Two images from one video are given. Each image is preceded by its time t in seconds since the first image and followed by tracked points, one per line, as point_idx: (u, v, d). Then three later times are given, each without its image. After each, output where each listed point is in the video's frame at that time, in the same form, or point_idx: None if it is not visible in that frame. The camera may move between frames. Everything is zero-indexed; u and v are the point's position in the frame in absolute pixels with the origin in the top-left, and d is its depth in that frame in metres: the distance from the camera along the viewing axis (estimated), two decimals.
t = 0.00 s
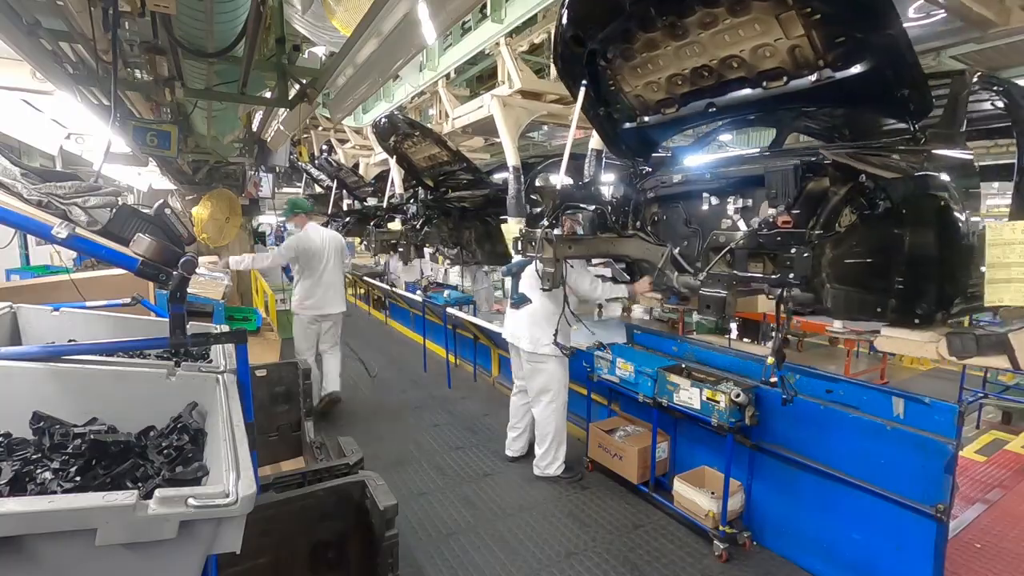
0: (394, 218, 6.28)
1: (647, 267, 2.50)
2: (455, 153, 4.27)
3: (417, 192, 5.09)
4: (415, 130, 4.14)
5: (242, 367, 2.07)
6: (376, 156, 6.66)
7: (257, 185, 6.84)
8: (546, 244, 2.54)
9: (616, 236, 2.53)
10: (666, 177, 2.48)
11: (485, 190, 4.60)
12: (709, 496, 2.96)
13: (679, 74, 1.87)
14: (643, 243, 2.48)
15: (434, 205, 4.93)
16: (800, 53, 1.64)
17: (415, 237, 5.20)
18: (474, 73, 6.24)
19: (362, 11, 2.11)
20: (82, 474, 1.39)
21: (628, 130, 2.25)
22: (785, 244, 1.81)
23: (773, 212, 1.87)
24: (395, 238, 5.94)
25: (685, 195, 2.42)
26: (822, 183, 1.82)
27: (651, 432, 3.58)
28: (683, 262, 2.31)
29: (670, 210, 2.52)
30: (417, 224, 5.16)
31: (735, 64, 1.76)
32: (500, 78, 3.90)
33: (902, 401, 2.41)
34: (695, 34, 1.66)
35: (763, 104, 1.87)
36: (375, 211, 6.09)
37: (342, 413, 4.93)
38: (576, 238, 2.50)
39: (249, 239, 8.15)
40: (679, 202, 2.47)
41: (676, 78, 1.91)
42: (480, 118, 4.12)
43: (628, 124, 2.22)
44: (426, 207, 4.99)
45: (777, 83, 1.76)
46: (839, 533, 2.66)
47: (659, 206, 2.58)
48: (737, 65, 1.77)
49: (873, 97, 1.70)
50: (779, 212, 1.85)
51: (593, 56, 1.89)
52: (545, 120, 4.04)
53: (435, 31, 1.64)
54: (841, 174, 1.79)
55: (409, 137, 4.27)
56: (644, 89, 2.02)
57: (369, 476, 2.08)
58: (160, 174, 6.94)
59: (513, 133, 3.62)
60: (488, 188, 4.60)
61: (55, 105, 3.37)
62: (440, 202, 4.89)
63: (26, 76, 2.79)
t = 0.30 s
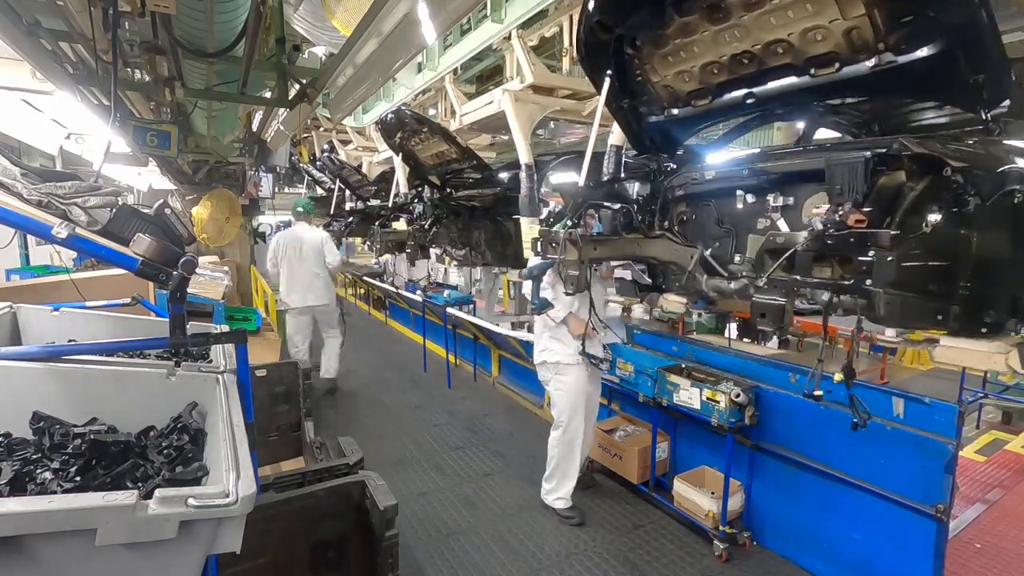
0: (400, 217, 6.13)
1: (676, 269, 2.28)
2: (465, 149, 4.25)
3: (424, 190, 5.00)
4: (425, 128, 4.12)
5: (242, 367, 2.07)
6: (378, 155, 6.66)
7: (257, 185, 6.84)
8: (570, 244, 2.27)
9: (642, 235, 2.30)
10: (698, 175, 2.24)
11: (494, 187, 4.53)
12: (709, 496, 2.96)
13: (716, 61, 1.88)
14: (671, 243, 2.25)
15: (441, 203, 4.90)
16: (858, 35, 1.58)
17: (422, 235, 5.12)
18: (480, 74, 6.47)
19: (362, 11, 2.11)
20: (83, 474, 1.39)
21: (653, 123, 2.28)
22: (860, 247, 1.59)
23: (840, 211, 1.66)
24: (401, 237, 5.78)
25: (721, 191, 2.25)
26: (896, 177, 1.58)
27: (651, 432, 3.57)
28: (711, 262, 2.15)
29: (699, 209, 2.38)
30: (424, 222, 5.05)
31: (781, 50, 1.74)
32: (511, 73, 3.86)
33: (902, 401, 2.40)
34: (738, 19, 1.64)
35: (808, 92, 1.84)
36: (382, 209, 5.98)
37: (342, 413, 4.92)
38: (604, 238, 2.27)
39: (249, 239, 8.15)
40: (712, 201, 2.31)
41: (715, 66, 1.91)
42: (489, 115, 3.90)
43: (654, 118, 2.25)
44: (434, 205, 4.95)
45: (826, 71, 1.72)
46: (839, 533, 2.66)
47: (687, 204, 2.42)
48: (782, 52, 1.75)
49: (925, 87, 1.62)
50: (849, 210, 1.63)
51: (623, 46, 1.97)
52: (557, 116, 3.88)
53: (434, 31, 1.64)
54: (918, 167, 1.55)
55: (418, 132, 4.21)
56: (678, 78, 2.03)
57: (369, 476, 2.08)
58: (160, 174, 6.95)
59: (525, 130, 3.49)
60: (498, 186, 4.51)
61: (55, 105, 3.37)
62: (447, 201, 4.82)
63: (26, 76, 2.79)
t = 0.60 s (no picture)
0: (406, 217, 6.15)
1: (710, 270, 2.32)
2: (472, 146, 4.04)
3: (430, 190, 4.97)
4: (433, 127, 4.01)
5: (242, 367, 2.07)
6: (380, 155, 6.65)
7: (257, 185, 6.85)
8: (600, 247, 2.13)
9: (674, 237, 2.27)
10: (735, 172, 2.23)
11: (505, 185, 4.25)
12: (708, 496, 2.96)
13: (763, 46, 1.74)
14: (705, 245, 2.25)
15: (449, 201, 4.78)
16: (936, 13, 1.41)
17: (430, 235, 5.11)
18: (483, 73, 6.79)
19: (362, 11, 2.11)
20: (83, 473, 1.40)
21: (685, 116, 2.13)
22: (967, 251, 1.48)
23: (934, 210, 1.56)
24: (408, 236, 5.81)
25: (763, 189, 2.19)
26: (1001, 169, 1.49)
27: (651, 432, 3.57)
28: (751, 265, 2.13)
29: (736, 207, 2.31)
30: (431, 222, 5.04)
31: (839, 32, 1.59)
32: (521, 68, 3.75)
33: (902, 401, 2.41)
34: None
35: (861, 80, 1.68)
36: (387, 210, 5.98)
37: (342, 413, 4.92)
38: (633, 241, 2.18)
39: (249, 239, 8.15)
40: (749, 198, 2.26)
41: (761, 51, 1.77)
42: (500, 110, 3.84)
43: (687, 110, 2.10)
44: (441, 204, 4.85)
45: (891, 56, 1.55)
46: (839, 534, 2.66)
47: (720, 202, 2.36)
48: (841, 34, 1.60)
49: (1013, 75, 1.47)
50: (948, 210, 1.51)
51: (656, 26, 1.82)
52: (569, 112, 3.88)
53: (434, 31, 1.63)
54: None
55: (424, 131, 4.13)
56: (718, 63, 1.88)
57: (369, 476, 2.08)
58: (160, 174, 6.94)
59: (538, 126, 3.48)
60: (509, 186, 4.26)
61: (56, 105, 3.37)
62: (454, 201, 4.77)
63: (26, 76, 2.79)
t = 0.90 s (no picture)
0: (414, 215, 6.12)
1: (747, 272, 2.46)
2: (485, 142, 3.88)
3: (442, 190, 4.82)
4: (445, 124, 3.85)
5: (242, 367, 2.07)
6: (381, 154, 6.54)
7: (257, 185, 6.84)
8: (634, 249, 2.45)
9: (713, 239, 2.48)
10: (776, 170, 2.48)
11: (516, 184, 4.13)
12: (708, 496, 2.96)
13: (817, 28, 1.80)
14: (744, 247, 2.40)
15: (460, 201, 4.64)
16: None
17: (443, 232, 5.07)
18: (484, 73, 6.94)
19: (362, 11, 2.11)
20: (83, 474, 1.40)
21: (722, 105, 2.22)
22: None
23: None
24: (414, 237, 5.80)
25: (809, 187, 2.41)
26: None
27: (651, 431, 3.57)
28: (799, 270, 2.28)
29: (778, 207, 2.57)
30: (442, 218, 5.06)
31: (908, 11, 1.65)
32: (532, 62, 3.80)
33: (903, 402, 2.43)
34: None
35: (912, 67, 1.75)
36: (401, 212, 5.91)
37: (343, 413, 4.92)
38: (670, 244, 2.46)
39: (249, 239, 8.15)
40: (794, 198, 2.49)
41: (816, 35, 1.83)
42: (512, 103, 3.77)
43: (724, 101, 2.19)
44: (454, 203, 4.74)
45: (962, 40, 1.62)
46: (839, 534, 2.66)
47: (760, 202, 2.64)
48: (909, 13, 1.65)
49: None
50: None
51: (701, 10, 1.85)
52: (583, 107, 3.81)
53: (434, 31, 1.63)
54: None
55: (432, 128, 3.98)
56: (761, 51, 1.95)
57: (369, 476, 2.08)
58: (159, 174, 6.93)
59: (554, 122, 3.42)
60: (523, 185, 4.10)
61: (55, 105, 3.37)
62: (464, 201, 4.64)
63: (26, 76, 2.79)
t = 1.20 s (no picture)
0: (420, 215, 5.95)
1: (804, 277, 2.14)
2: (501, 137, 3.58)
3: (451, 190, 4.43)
4: (460, 119, 3.55)
5: (242, 367, 2.07)
6: (387, 154, 6.44)
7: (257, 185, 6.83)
8: (685, 252, 1.92)
9: (768, 241, 2.11)
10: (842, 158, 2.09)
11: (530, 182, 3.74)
12: (708, 496, 2.96)
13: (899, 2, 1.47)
14: (803, 250, 2.09)
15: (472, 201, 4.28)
16: None
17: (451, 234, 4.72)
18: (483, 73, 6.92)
19: (362, 11, 2.11)
20: (83, 474, 1.39)
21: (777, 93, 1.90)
22: None
23: None
24: (421, 238, 5.57)
25: (883, 182, 2.03)
26: None
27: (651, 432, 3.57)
28: (864, 272, 2.03)
29: (841, 205, 2.20)
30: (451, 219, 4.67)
31: None
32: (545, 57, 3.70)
33: (902, 401, 2.44)
34: None
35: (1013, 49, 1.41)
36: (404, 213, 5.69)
37: (343, 413, 4.92)
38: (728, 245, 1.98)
39: (249, 239, 8.15)
40: (863, 192, 2.11)
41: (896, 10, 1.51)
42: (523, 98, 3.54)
43: (780, 88, 1.87)
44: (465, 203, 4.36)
45: None
46: (839, 534, 2.66)
47: (817, 199, 2.26)
48: None
49: None
50: None
51: None
52: (600, 102, 3.52)
53: (434, 31, 1.63)
54: None
55: (444, 123, 3.66)
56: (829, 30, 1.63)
57: (370, 476, 2.08)
58: (160, 174, 6.94)
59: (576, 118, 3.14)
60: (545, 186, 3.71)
61: (56, 105, 3.37)
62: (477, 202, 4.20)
63: (26, 76, 2.79)
